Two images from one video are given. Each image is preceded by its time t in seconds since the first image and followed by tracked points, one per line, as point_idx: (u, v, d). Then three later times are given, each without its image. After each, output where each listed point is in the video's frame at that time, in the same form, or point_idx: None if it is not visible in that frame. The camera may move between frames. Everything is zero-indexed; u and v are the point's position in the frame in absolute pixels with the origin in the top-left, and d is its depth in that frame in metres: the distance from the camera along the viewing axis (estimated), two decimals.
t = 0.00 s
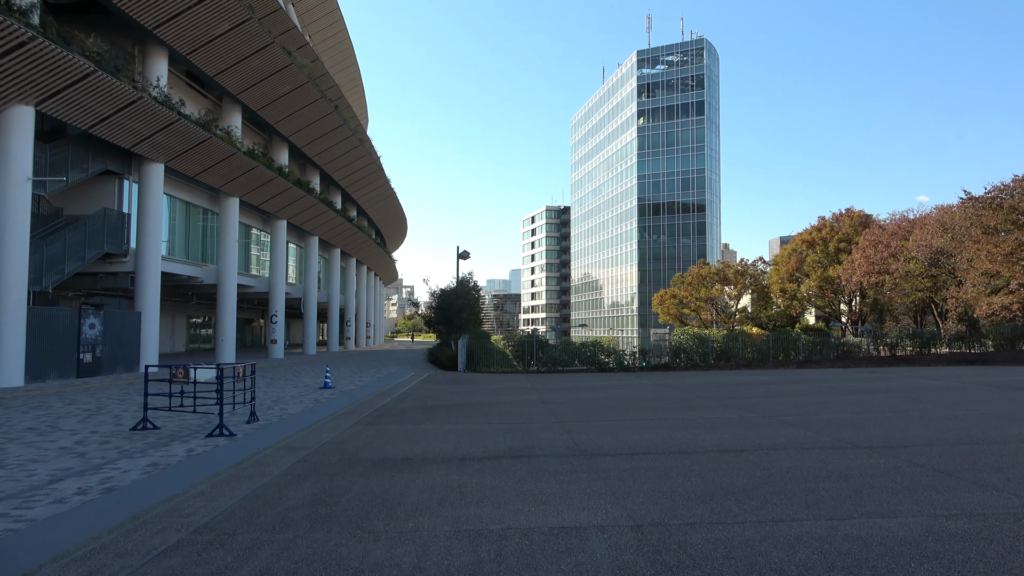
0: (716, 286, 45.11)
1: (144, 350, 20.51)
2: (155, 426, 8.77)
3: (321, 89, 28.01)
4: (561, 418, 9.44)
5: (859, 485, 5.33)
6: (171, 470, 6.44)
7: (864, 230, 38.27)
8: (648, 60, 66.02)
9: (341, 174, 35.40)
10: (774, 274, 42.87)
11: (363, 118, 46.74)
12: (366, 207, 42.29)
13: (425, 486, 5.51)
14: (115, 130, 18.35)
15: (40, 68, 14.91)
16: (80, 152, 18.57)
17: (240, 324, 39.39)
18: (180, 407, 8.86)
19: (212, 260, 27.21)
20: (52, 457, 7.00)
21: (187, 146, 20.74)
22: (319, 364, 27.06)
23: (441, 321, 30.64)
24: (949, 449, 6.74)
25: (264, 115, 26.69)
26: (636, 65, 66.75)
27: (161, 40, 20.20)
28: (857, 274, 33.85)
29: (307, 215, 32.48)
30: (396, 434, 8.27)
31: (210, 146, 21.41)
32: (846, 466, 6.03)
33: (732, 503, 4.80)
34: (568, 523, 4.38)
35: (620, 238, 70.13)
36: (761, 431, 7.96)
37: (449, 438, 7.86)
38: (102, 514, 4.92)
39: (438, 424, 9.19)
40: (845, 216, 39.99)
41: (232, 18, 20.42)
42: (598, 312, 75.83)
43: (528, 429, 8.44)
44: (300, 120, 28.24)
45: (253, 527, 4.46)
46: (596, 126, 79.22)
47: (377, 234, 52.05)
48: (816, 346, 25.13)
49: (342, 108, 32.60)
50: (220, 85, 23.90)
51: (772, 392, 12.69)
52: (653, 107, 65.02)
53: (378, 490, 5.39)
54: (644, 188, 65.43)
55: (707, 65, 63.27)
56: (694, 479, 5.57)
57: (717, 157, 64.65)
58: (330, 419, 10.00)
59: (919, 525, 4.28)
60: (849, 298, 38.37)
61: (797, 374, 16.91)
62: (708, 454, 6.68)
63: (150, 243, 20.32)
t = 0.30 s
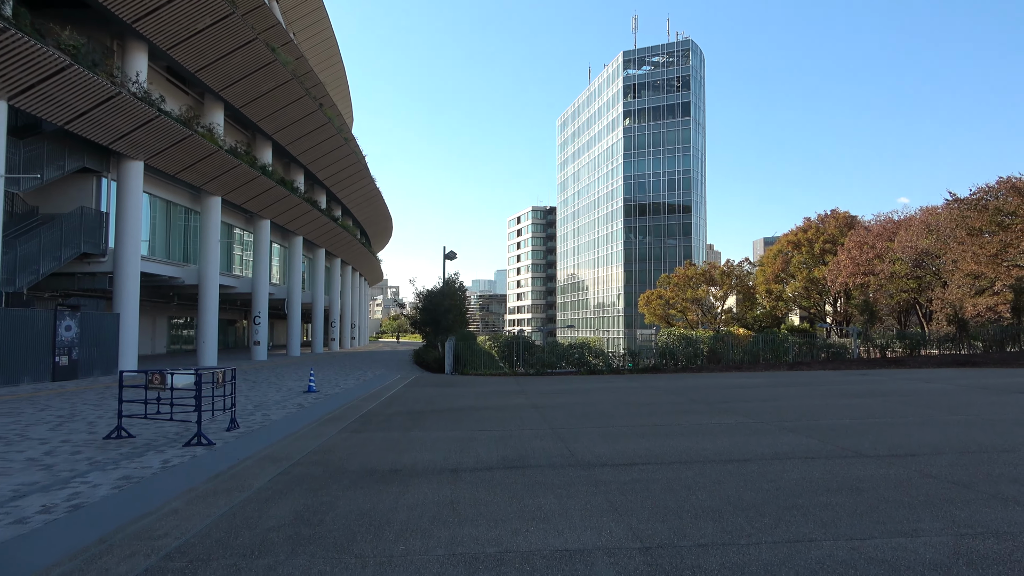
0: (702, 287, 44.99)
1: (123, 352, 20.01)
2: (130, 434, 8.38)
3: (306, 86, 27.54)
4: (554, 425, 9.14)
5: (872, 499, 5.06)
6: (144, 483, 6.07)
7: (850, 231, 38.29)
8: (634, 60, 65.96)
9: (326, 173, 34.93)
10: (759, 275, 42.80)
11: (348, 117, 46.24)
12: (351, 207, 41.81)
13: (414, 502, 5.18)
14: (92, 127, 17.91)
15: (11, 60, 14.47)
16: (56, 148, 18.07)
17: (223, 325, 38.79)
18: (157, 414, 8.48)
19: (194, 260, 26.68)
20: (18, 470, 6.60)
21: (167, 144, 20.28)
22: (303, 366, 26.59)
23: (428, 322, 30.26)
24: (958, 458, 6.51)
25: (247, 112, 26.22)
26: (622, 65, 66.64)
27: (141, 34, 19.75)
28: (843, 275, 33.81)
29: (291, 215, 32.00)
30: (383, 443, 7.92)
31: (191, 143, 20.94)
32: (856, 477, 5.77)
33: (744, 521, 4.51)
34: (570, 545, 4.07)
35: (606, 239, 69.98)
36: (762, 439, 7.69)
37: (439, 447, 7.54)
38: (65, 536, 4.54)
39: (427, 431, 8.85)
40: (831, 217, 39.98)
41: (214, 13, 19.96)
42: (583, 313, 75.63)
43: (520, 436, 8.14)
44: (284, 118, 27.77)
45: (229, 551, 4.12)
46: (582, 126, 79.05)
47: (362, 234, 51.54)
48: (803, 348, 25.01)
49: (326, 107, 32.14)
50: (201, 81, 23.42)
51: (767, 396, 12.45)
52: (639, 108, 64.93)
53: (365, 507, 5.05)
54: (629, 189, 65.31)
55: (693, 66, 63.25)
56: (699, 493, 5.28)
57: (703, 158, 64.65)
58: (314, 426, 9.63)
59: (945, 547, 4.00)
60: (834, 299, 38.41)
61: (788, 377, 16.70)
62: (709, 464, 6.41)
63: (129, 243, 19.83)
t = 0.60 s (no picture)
0: (694, 287, 44.81)
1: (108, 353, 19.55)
2: (111, 438, 8.01)
3: (295, 83, 27.12)
4: (554, 427, 8.81)
5: (900, 507, 4.77)
6: (123, 491, 5.71)
7: (842, 231, 38.09)
8: (626, 60, 65.78)
9: (316, 171, 34.48)
10: (751, 275, 42.62)
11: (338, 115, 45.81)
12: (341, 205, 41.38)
13: (413, 512, 4.83)
14: (75, 121, 17.48)
15: None
16: (37, 143, 17.62)
17: (211, 325, 38.27)
18: (140, 417, 8.12)
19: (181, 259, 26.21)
20: None
21: (154, 139, 19.86)
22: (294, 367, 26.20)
23: (420, 322, 29.92)
24: (980, 461, 6.23)
25: (236, 108, 25.79)
26: (613, 65, 66.42)
27: (125, 27, 19.33)
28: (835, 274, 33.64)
29: (280, 213, 31.56)
30: (376, 447, 7.57)
31: (178, 139, 20.52)
32: (879, 482, 5.48)
33: (767, 532, 4.20)
34: (583, 560, 3.74)
35: (597, 239, 69.75)
36: (771, 441, 7.39)
37: (436, 451, 7.20)
38: (35, 550, 4.18)
39: (423, 434, 8.51)
40: (823, 216, 39.80)
41: (200, 6, 19.56)
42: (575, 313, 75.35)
43: (519, 439, 7.82)
44: (272, 114, 27.34)
45: (212, 568, 3.78)
46: (573, 126, 78.82)
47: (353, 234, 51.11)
48: (797, 347, 24.78)
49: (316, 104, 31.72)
50: (188, 76, 22.99)
51: (768, 397, 12.16)
52: (630, 107, 64.70)
53: (360, 517, 4.72)
54: (621, 188, 65.08)
55: (685, 65, 63.06)
56: (716, 500, 4.97)
57: (695, 157, 64.49)
58: (305, 429, 9.28)
59: (988, 560, 3.71)
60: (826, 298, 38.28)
61: (785, 376, 16.42)
62: (722, 468, 6.11)
63: (114, 241, 19.40)
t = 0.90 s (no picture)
0: (695, 287, 44.54)
1: (104, 355, 19.20)
2: (102, 443, 7.69)
3: (294, 81, 26.79)
4: (562, 431, 8.49)
5: (941, 520, 4.45)
6: (110, 502, 5.38)
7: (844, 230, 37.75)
8: (626, 60, 65.55)
9: (316, 170, 34.17)
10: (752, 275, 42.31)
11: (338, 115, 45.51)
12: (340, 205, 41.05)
13: (418, 526, 4.52)
14: (70, 119, 17.18)
15: None
16: (31, 140, 17.31)
17: (209, 326, 37.94)
18: (132, 421, 7.79)
19: (179, 259, 25.90)
20: None
21: (150, 137, 19.54)
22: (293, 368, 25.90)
23: (421, 323, 29.63)
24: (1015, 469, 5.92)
25: (234, 107, 25.49)
26: (613, 64, 66.18)
27: (121, 24, 19.06)
28: (838, 274, 33.36)
29: (279, 213, 31.23)
30: (378, 453, 7.25)
31: (175, 137, 20.21)
32: (913, 492, 5.16)
33: (802, 549, 3.89)
34: None
35: (597, 239, 69.46)
36: (789, 447, 7.08)
37: (441, 457, 6.87)
38: (11, 568, 3.86)
39: (426, 439, 8.19)
40: (825, 216, 39.46)
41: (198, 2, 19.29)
42: (575, 313, 75.06)
43: (527, 445, 7.50)
44: (271, 113, 27.03)
45: None
46: (572, 127, 78.57)
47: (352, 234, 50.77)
48: (802, 347, 24.47)
49: (315, 103, 31.41)
50: (186, 74, 22.69)
51: (779, 399, 11.84)
52: (630, 107, 64.42)
53: (361, 532, 4.39)
54: (621, 188, 64.78)
55: (685, 65, 62.79)
56: (742, 513, 4.65)
57: (695, 157, 64.20)
58: (303, 433, 8.95)
59: None
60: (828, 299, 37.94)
61: (791, 378, 16.11)
62: (744, 476, 5.79)
63: (110, 240, 19.09)
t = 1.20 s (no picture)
0: (700, 286, 44.14)
1: (105, 355, 18.92)
2: (96, 446, 7.40)
3: (297, 78, 26.51)
4: (574, 433, 8.17)
5: (991, 530, 4.13)
6: (101, 509, 5.08)
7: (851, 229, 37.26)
8: (630, 58, 65.17)
9: (319, 169, 33.89)
10: (758, 274, 41.90)
11: (341, 114, 45.24)
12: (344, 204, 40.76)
13: (427, 537, 4.21)
14: (68, 115, 16.90)
15: None
16: (30, 137, 17.06)
17: (212, 326, 37.69)
18: (127, 423, 7.49)
19: (181, 258, 25.64)
20: None
21: (151, 134, 19.27)
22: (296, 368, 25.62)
23: (426, 322, 29.34)
24: None
25: (236, 104, 25.22)
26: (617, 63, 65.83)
27: (121, 19, 18.81)
28: (845, 274, 32.83)
29: (282, 212, 30.95)
30: (383, 456, 6.93)
31: (176, 134, 19.93)
32: (953, 498, 4.84)
33: (844, 562, 3.58)
34: None
35: (601, 239, 69.07)
36: (813, 450, 6.74)
37: (449, 461, 6.56)
38: None
39: (433, 442, 7.88)
40: (831, 215, 38.95)
41: None
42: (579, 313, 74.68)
43: (538, 447, 7.20)
44: (274, 110, 26.75)
45: None
46: (576, 126, 78.17)
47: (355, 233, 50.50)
48: (811, 348, 24.06)
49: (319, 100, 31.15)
50: (187, 71, 22.43)
51: (794, 400, 11.50)
52: (635, 106, 64.04)
53: (365, 544, 4.08)
54: (625, 188, 64.39)
55: (689, 64, 62.41)
56: (774, 521, 4.33)
57: (699, 156, 63.78)
58: (305, 435, 8.64)
59: None
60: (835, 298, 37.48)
61: (801, 379, 15.73)
62: (769, 481, 5.48)
63: (110, 239, 18.82)
